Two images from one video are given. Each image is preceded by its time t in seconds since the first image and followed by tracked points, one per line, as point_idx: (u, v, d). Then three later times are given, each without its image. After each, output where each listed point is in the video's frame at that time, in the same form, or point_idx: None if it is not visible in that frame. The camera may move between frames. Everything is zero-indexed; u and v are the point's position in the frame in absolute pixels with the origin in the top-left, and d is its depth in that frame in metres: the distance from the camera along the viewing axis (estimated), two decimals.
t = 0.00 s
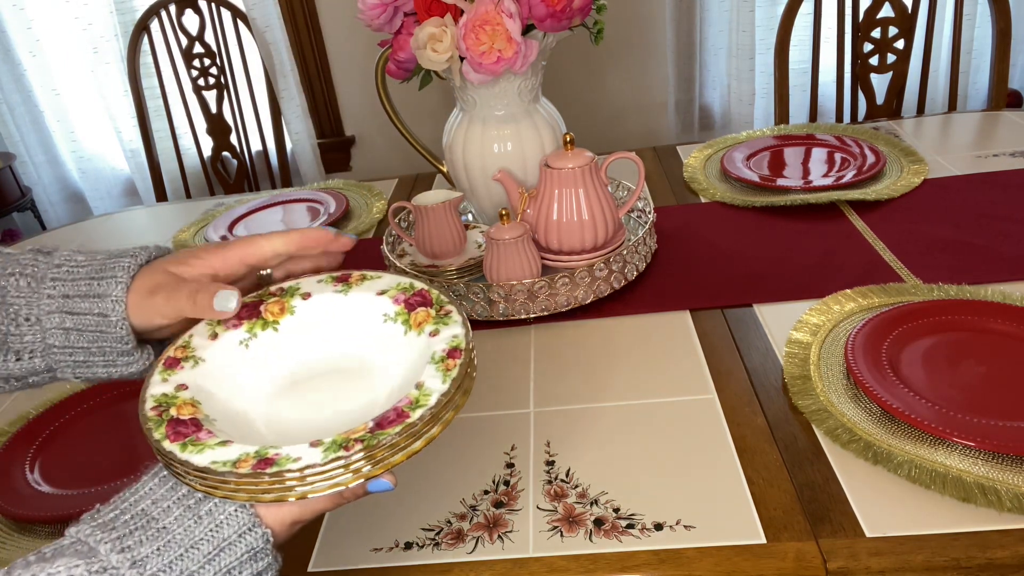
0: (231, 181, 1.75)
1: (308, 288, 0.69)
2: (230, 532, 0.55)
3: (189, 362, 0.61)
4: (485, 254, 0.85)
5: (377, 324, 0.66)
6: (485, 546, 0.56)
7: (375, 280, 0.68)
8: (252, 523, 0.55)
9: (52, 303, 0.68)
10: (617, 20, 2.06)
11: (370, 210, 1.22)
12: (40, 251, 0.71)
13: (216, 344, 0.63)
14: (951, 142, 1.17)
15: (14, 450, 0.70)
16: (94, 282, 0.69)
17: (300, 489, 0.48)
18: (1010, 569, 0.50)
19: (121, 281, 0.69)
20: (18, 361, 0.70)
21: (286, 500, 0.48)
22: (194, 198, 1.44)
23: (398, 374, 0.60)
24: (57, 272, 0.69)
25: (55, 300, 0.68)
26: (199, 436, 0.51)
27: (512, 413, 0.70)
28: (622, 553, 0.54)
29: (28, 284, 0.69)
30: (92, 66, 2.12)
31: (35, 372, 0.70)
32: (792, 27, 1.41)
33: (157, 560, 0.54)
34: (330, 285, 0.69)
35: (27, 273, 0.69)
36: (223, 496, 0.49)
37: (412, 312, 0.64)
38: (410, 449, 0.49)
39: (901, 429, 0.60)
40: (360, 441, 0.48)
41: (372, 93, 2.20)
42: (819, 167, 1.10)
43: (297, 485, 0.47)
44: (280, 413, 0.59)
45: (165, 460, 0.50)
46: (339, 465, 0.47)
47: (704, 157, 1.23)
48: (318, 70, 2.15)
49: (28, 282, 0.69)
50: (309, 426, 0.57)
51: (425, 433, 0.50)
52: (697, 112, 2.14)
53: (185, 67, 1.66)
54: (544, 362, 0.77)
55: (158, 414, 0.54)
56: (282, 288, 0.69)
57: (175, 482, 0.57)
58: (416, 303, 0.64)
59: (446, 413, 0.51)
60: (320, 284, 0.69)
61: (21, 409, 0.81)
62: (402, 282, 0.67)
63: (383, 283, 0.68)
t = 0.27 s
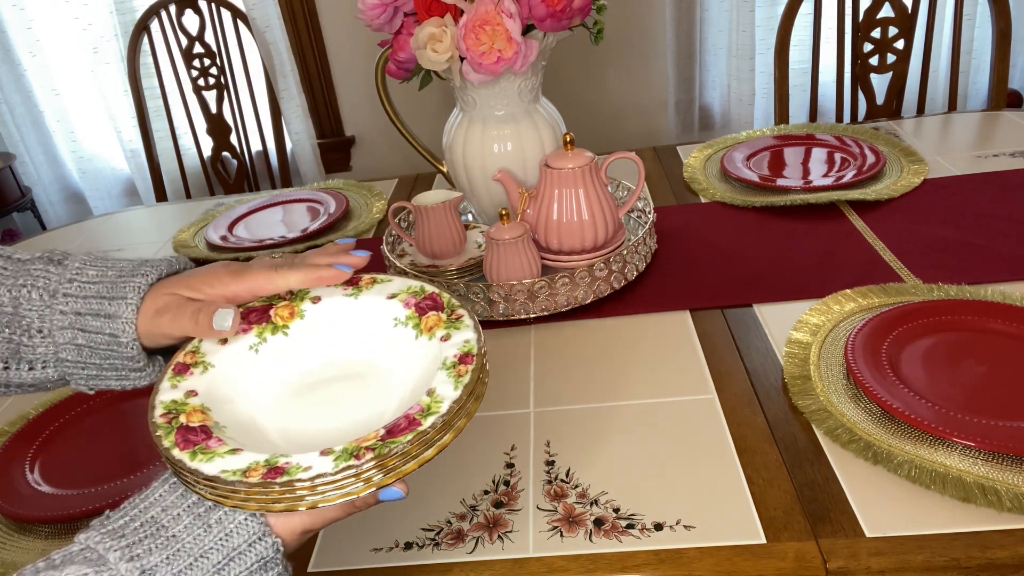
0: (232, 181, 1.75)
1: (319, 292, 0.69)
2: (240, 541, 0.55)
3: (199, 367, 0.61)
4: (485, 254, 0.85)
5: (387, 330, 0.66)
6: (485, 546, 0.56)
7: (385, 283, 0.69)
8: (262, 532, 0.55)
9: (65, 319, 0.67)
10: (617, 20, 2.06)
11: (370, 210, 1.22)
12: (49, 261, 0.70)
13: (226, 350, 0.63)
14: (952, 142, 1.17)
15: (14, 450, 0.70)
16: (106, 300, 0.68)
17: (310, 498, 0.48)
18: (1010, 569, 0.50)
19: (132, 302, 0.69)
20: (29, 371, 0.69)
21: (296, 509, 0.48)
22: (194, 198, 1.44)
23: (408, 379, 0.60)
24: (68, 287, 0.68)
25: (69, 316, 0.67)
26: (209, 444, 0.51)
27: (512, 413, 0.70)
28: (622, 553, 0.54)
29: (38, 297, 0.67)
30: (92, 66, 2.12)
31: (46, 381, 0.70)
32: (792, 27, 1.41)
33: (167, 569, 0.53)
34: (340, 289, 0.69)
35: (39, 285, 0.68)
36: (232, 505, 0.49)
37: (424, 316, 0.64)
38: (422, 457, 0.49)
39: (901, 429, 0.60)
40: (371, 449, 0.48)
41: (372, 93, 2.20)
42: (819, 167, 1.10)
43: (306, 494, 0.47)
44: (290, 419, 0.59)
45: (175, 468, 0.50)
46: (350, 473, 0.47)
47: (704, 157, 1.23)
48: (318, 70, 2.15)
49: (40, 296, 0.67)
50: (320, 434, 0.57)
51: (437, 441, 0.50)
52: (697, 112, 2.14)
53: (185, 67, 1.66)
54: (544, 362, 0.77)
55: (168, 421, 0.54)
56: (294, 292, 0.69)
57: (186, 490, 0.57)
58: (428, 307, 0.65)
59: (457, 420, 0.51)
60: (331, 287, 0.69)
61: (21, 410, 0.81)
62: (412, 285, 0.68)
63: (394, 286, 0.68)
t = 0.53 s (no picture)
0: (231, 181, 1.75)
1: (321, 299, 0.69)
2: (245, 540, 0.55)
3: (202, 372, 0.61)
4: (485, 254, 0.86)
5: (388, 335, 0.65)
6: (485, 546, 0.56)
7: (385, 290, 0.68)
8: (266, 532, 0.55)
9: (70, 325, 0.68)
10: (617, 20, 2.06)
11: (371, 210, 1.22)
12: (54, 268, 0.70)
13: (230, 355, 0.64)
14: (952, 141, 1.17)
15: (14, 451, 0.70)
16: (111, 305, 0.69)
17: (314, 497, 0.48)
18: (1010, 569, 0.50)
19: (137, 308, 0.69)
20: (30, 376, 0.68)
21: (301, 508, 0.48)
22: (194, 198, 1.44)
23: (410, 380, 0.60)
24: (73, 294, 0.68)
25: (74, 322, 0.68)
26: (214, 445, 0.51)
27: (512, 413, 0.70)
28: (621, 553, 0.54)
29: (43, 304, 0.68)
30: (92, 66, 2.12)
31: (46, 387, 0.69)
32: (792, 27, 1.41)
33: (172, 568, 0.53)
34: (341, 295, 0.69)
35: (44, 292, 0.68)
36: (238, 505, 0.49)
37: (424, 321, 0.64)
38: (425, 457, 0.49)
39: (901, 429, 0.60)
40: (374, 449, 0.49)
41: (372, 93, 2.20)
42: (819, 167, 1.10)
43: (311, 493, 0.47)
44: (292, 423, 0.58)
45: (180, 469, 0.50)
46: (354, 472, 0.47)
47: (704, 157, 1.23)
48: (318, 70, 2.15)
49: (45, 302, 0.68)
50: (323, 436, 0.57)
51: (439, 441, 0.50)
52: (697, 112, 2.14)
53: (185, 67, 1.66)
54: (544, 362, 0.77)
55: (173, 423, 0.54)
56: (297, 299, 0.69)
57: (190, 490, 0.57)
58: (428, 313, 0.64)
59: (460, 421, 0.51)
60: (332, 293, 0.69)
61: (21, 410, 0.81)
62: (413, 291, 0.67)
63: (394, 292, 0.68)
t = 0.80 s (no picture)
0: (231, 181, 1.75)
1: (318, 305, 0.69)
2: (246, 535, 0.55)
3: (202, 375, 0.61)
4: (485, 254, 0.86)
5: (382, 339, 0.65)
6: (485, 546, 0.56)
7: (380, 297, 0.68)
8: (267, 527, 0.55)
9: (76, 327, 0.67)
10: (617, 20, 2.06)
11: (371, 210, 1.22)
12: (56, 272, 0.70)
13: (229, 359, 0.63)
14: (952, 141, 1.17)
15: (14, 451, 0.70)
16: (119, 308, 0.69)
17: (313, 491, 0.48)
18: (1010, 569, 0.50)
19: (144, 311, 0.70)
20: (32, 379, 0.68)
21: (300, 502, 0.48)
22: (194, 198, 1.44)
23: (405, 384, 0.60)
24: (80, 296, 0.68)
25: (80, 324, 0.67)
26: (215, 443, 0.52)
27: (512, 414, 0.70)
28: (621, 553, 0.54)
29: (48, 306, 0.67)
30: (92, 66, 2.12)
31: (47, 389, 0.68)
32: (792, 27, 1.41)
33: (176, 563, 0.53)
34: (337, 302, 0.69)
35: (48, 294, 0.68)
36: (239, 500, 0.49)
37: (417, 325, 0.64)
38: (420, 451, 0.50)
39: (901, 429, 0.60)
40: (372, 443, 0.49)
41: (372, 93, 2.19)
42: (819, 167, 1.10)
43: (310, 486, 0.48)
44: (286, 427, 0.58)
45: (182, 467, 0.51)
46: (351, 465, 0.48)
47: (704, 157, 1.23)
48: (318, 70, 2.15)
49: (50, 304, 0.67)
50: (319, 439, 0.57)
51: (434, 436, 0.50)
52: (697, 112, 2.14)
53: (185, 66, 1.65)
54: (544, 362, 0.77)
55: (173, 423, 0.54)
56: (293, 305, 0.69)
57: (191, 488, 0.57)
58: (422, 318, 0.64)
59: (454, 417, 0.52)
60: (327, 302, 0.69)
61: (20, 410, 0.80)
62: (407, 297, 0.67)
63: (388, 299, 0.68)
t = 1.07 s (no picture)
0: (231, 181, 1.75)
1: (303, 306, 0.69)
2: (241, 525, 0.55)
3: (192, 374, 0.60)
4: (485, 253, 0.86)
5: (367, 337, 0.66)
6: (485, 546, 0.56)
7: (365, 298, 0.68)
8: (261, 517, 0.55)
9: (77, 318, 0.67)
10: (617, 20, 2.06)
11: (370, 210, 1.22)
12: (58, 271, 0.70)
13: (217, 359, 0.63)
14: (952, 141, 1.17)
15: (14, 451, 0.70)
16: (121, 300, 0.69)
17: (305, 481, 0.49)
18: (1011, 569, 0.50)
19: (147, 301, 0.70)
20: (33, 372, 0.67)
21: (293, 493, 0.49)
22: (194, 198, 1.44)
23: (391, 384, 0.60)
24: (83, 290, 0.69)
25: (80, 315, 0.67)
26: (207, 437, 0.52)
27: (512, 413, 0.70)
28: (622, 553, 0.54)
29: (51, 300, 0.68)
30: (92, 66, 2.12)
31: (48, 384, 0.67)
32: (792, 27, 1.41)
33: (173, 552, 0.53)
34: (323, 303, 0.69)
35: (51, 289, 0.68)
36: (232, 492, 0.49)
37: (402, 324, 0.64)
38: (410, 442, 0.51)
39: (901, 429, 0.60)
40: (361, 435, 0.50)
41: (372, 93, 2.20)
42: (818, 167, 1.10)
43: (302, 477, 0.48)
44: (272, 425, 0.59)
45: (174, 462, 0.51)
46: (340, 454, 0.48)
47: (704, 157, 1.23)
48: (318, 70, 2.15)
49: (52, 299, 0.68)
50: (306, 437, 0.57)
51: (422, 427, 0.51)
52: (697, 112, 2.15)
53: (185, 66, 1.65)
54: (544, 362, 0.77)
55: (165, 419, 0.54)
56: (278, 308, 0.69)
57: (185, 483, 0.57)
58: (407, 317, 0.65)
59: (441, 410, 0.53)
60: (313, 302, 0.69)
61: (20, 410, 0.80)
62: (392, 298, 0.68)
63: (372, 299, 0.68)
